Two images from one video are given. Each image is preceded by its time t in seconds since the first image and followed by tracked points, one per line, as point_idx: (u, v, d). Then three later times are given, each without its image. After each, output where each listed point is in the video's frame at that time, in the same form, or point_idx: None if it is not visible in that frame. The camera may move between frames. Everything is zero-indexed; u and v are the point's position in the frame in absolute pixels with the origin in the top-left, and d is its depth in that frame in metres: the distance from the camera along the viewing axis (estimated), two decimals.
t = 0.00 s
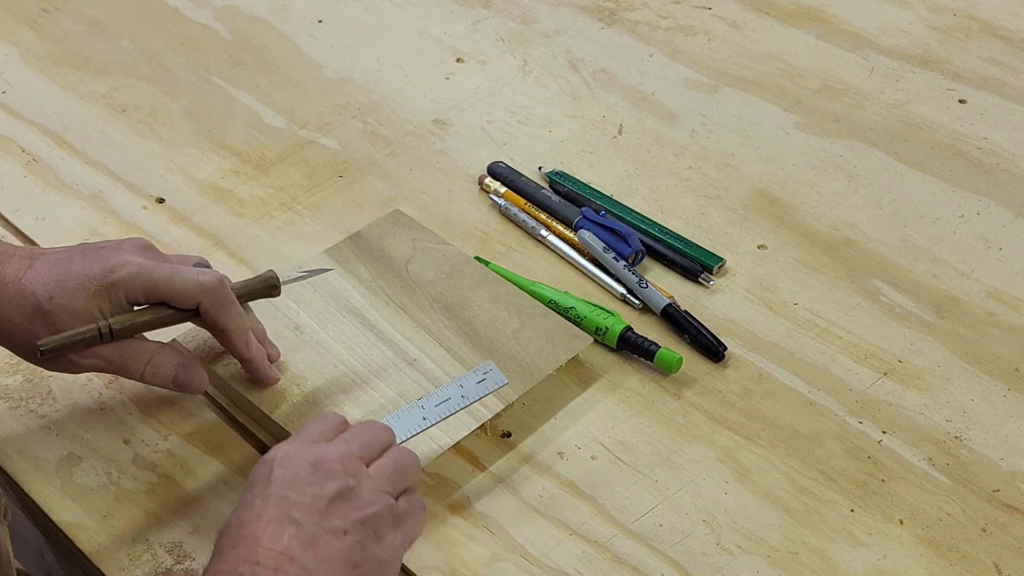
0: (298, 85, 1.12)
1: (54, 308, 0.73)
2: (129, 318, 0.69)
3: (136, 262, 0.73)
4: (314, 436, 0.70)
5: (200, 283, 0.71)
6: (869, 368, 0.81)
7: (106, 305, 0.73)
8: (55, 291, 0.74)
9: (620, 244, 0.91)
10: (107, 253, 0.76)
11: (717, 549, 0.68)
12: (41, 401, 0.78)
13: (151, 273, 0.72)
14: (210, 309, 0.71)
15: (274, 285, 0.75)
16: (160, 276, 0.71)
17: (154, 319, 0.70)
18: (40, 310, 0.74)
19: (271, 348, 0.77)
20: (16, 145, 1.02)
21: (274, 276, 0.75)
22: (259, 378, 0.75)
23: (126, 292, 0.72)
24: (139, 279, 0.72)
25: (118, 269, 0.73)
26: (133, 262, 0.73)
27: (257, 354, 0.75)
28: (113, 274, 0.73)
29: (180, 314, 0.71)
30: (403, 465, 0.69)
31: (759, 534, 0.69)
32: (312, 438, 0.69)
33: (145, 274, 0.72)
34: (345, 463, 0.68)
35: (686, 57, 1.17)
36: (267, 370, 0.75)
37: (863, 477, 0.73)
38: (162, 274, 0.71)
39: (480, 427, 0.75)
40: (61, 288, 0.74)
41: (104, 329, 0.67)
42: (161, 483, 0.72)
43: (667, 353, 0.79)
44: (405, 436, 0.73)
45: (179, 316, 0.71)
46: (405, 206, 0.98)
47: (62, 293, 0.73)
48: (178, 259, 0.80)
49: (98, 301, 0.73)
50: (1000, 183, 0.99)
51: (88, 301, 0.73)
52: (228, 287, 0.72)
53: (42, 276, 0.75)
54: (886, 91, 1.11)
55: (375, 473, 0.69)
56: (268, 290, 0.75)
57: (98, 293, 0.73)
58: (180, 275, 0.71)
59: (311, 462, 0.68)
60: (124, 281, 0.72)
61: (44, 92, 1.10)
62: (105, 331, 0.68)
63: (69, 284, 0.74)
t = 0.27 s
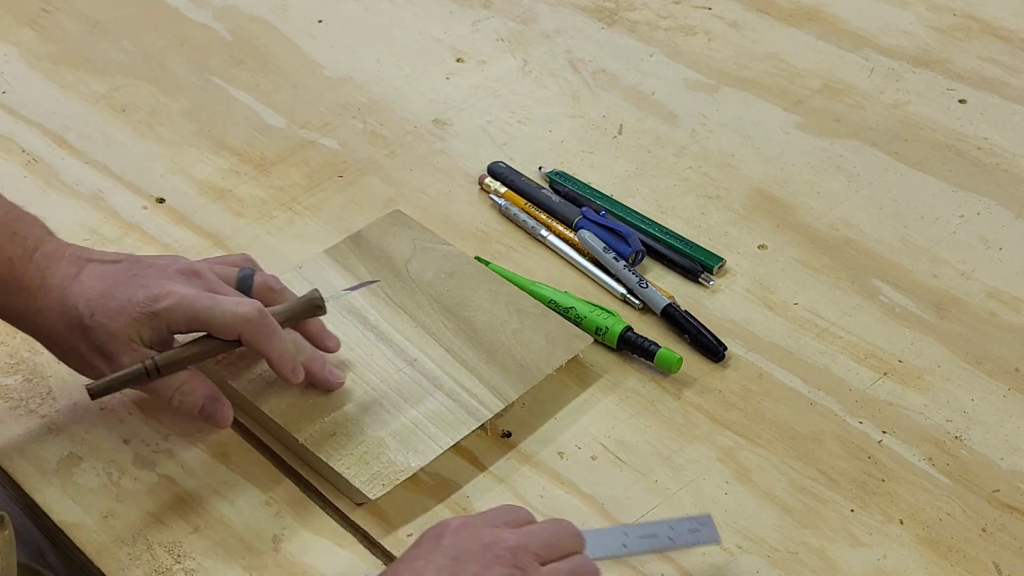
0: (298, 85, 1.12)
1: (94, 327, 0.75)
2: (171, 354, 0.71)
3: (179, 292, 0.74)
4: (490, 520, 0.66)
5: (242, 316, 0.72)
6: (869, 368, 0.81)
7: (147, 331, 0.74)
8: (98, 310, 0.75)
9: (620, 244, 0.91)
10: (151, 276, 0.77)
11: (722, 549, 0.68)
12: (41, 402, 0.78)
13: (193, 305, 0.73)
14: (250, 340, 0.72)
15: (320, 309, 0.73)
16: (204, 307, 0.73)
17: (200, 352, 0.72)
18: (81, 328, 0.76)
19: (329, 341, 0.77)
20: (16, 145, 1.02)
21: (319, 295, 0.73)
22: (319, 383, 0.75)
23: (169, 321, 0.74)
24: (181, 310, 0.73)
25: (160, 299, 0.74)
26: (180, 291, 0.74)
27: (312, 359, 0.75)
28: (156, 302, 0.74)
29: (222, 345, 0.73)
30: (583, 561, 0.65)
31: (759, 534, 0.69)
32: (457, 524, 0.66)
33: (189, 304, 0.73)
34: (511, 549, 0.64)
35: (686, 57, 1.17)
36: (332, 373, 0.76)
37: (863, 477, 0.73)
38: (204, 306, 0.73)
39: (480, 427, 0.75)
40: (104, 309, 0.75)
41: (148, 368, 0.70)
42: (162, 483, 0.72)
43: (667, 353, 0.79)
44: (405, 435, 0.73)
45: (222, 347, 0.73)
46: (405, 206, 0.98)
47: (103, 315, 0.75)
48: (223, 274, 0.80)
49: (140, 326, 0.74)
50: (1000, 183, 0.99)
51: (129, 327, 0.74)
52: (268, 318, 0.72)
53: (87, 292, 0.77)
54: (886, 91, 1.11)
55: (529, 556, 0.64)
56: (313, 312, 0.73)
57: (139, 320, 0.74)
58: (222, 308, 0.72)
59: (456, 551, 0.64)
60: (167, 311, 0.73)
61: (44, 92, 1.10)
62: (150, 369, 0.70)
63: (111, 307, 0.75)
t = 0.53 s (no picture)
0: (298, 85, 1.12)
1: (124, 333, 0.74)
2: (201, 367, 0.71)
3: (212, 306, 0.73)
4: (549, 519, 0.68)
5: (271, 337, 0.71)
6: (869, 368, 0.81)
7: (177, 341, 0.74)
8: (130, 317, 0.74)
9: (620, 244, 0.91)
10: (184, 286, 0.76)
11: (729, 547, 0.68)
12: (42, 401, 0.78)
13: (225, 321, 0.72)
14: (281, 358, 0.71)
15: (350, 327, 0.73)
16: (238, 324, 0.71)
17: (228, 367, 0.72)
18: (111, 334, 0.75)
19: (363, 345, 0.78)
20: (16, 145, 1.02)
21: (350, 315, 0.73)
22: (350, 393, 0.75)
23: (200, 336, 0.73)
24: (213, 325, 0.72)
25: (193, 312, 0.73)
26: (210, 305, 0.73)
27: (342, 370, 0.75)
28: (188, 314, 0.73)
29: (253, 361, 0.72)
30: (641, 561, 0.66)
31: (759, 533, 0.69)
32: (522, 521, 0.68)
33: (217, 321, 0.72)
34: (576, 546, 0.66)
35: (686, 57, 1.17)
36: (364, 382, 0.75)
37: (863, 477, 0.73)
38: (236, 323, 0.71)
39: (480, 427, 0.75)
40: (136, 317, 0.74)
41: (178, 381, 0.70)
42: (162, 482, 0.72)
43: (667, 353, 0.79)
44: (405, 435, 0.73)
45: (253, 362, 0.72)
46: (405, 206, 0.98)
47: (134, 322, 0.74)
48: (255, 281, 0.79)
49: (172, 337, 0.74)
50: (999, 183, 0.99)
51: (159, 337, 0.74)
52: (301, 338, 0.71)
53: (121, 298, 0.76)
54: (886, 91, 1.11)
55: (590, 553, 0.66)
56: (345, 330, 0.73)
57: (170, 330, 0.73)
58: (253, 325, 0.71)
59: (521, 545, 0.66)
60: (199, 326, 0.72)
61: (44, 92, 1.10)
62: (179, 381, 0.70)
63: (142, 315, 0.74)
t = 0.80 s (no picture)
0: (298, 85, 1.12)
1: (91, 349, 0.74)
2: (165, 383, 0.69)
3: (176, 322, 0.72)
4: (546, 534, 0.67)
5: (232, 354, 0.69)
6: (869, 368, 0.81)
7: (142, 357, 0.73)
8: (95, 332, 0.74)
9: (620, 244, 0.91)
10: (150, 300, 0.75)
11: (728, 549, 0.68)
12: (41, 401, 0.78)
13: (186, 337, 0.70)
14: (244, 374, 0.69)
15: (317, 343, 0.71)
16: (199, 338, 0.70)
17: (190, 386, 0.70)
18: (78, 348, 0.74)
19: (335, 359, 0.76)
20: (16, 145, 1.02)
21: (316, 329, 0.71)
22: (318, 410, 0.74)
23: (163, 352, 0.72)
24: (175, 339, 0.71)
25: (156, 328, 0.72)
26: (174, 321, 0.72)
27: (311, 387, 0.74)
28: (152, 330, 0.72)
29: (214, 377, 0.70)
30: (637, 573, 0.65)
31: (759, 533, 0.69)
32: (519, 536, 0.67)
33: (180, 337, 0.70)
34: (571, 564, 0.65)
35: (686, 57, 1.17)
36: (333, 399, 0.74)
37: (863, 477, 0.73)
38: (197, 338, 0.70)
39: (480, 427, 0.75)
40: (101, 333, 0.74)
41: (141, 397, 0.68)
42: (161, 483, 0.72)
43: (667, 353, 0.79)
44: (405, 435, 0.73)
45: (215, 378, 0.70)
46: (405, 206, 0.98)
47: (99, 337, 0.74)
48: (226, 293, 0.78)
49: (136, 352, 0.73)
50: (1000, 183, 0.99)
51: (123, 353, 0.73)
52: (263, 353, 0.70)
53: (87, 312, 0.75)
54: (886, 91, 1.11)
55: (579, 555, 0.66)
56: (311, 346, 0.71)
57: (134, 346, 0.73)
58: (212, 341, 0.69)
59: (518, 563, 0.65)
60: (162, 342, 0.71)
61: (44, 92, 1.10)
62: (144, 399, 0.68)
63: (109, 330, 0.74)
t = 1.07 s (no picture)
0: (298, 85, 1.12)
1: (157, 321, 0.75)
2: (236, 349, 0.71)
3: (243, 291, 0.73)
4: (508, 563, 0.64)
5: (302, 318, 0.71)
6: (869, 368, 0.81)
7: (208, 327, 0.74)
8: (161, 305, 0.75)
9: (620, 244, 0.91)
10: (212, 272, 0.76)
11: (728, 552, 0.68)
12: (42, 401, 0.78)
13: (256, 304, 0.72)
14: (312, 339, 0.72)
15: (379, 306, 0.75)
16: (270, 305, 0.72)
17: (261, 351, 0.72)
18: (143, 321, 0.75)
19: (389, 324, 0.79)
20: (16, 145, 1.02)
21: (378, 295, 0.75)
22: (377, 374, 0.76)
23: (231, 321, 0.73)
24: (245, 307, 0.73)
25: (223, 298, 0.74)
26: (240, 291, 0.74)
27: (372, 351, 0.76)
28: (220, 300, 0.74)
29: (283, 343, 0.72)
30: None
31: (758, 533, 0.69)
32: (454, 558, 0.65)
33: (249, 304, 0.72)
34: None
35: (686, 57, 1.17)
36: (391, 363, 0.77)
37: (863, 477, 0.73)
38: (267, 305, 0.72)
39: (480, 427, 0.75)
40: (167, 305, 0.75)
41: (212, 363, 0.69)
42: (162, 482, 0.72)
43: (667, 353, 0.79)
44: (405, 435, 0.73)
45: (283, 343, 0.72)
46: (405, 206, 0.98)
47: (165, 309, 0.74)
48: (283, 263, 0.80)
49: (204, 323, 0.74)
50: (999, 183, 0.99)
51: (191, 324, 0.74)
52: (330, 318, 0.72)
53: (151, 286, 0.76)
54: (886, 91, 1.11)
55: None
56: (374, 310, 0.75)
57: (201, 317, 0.74)
58: (282, 307, 0.72)
59: None
60: (230, 311, 0.73)
61: (44, 92, 1.10)
62: (213, 364, 0.70)
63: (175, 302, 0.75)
